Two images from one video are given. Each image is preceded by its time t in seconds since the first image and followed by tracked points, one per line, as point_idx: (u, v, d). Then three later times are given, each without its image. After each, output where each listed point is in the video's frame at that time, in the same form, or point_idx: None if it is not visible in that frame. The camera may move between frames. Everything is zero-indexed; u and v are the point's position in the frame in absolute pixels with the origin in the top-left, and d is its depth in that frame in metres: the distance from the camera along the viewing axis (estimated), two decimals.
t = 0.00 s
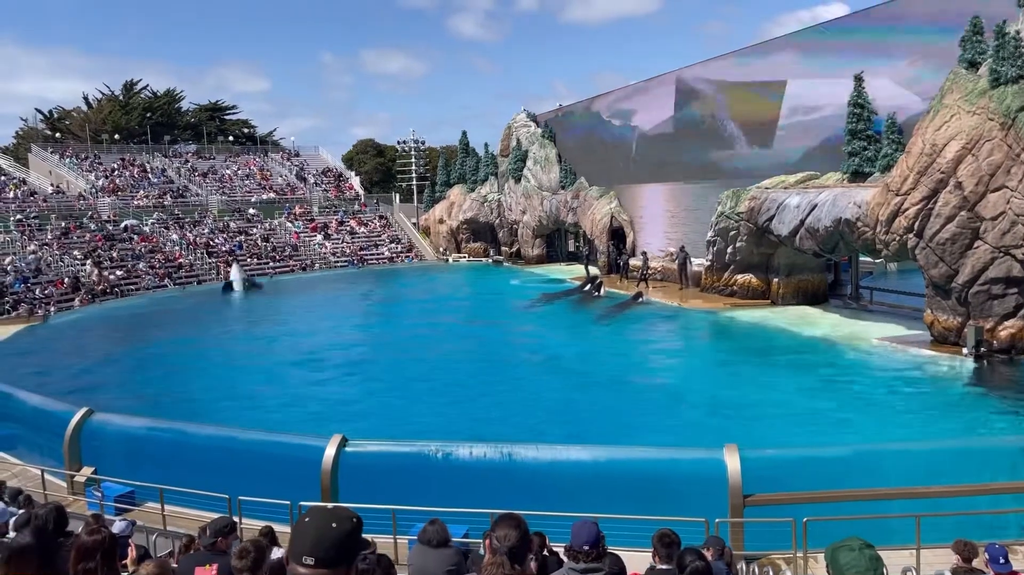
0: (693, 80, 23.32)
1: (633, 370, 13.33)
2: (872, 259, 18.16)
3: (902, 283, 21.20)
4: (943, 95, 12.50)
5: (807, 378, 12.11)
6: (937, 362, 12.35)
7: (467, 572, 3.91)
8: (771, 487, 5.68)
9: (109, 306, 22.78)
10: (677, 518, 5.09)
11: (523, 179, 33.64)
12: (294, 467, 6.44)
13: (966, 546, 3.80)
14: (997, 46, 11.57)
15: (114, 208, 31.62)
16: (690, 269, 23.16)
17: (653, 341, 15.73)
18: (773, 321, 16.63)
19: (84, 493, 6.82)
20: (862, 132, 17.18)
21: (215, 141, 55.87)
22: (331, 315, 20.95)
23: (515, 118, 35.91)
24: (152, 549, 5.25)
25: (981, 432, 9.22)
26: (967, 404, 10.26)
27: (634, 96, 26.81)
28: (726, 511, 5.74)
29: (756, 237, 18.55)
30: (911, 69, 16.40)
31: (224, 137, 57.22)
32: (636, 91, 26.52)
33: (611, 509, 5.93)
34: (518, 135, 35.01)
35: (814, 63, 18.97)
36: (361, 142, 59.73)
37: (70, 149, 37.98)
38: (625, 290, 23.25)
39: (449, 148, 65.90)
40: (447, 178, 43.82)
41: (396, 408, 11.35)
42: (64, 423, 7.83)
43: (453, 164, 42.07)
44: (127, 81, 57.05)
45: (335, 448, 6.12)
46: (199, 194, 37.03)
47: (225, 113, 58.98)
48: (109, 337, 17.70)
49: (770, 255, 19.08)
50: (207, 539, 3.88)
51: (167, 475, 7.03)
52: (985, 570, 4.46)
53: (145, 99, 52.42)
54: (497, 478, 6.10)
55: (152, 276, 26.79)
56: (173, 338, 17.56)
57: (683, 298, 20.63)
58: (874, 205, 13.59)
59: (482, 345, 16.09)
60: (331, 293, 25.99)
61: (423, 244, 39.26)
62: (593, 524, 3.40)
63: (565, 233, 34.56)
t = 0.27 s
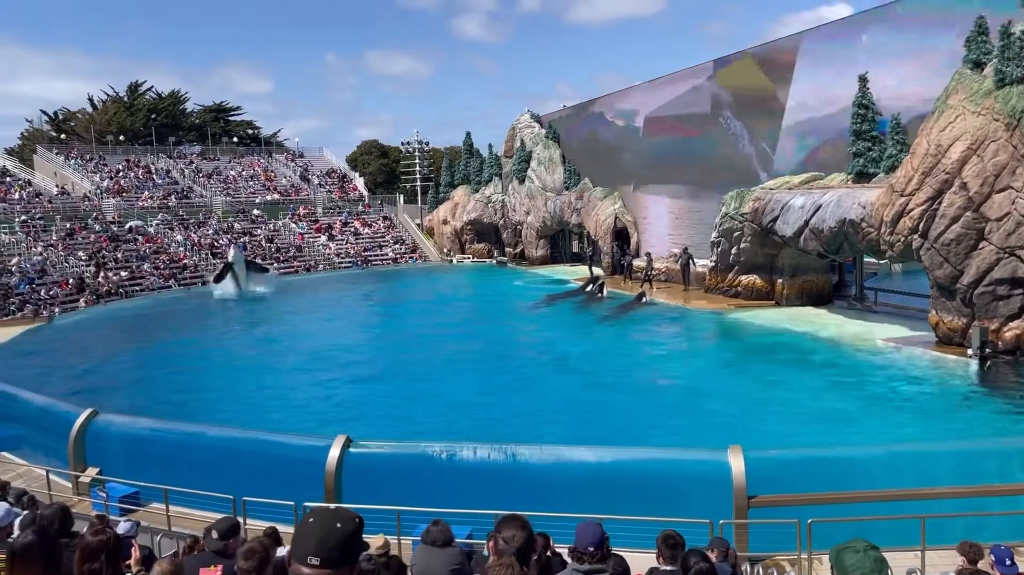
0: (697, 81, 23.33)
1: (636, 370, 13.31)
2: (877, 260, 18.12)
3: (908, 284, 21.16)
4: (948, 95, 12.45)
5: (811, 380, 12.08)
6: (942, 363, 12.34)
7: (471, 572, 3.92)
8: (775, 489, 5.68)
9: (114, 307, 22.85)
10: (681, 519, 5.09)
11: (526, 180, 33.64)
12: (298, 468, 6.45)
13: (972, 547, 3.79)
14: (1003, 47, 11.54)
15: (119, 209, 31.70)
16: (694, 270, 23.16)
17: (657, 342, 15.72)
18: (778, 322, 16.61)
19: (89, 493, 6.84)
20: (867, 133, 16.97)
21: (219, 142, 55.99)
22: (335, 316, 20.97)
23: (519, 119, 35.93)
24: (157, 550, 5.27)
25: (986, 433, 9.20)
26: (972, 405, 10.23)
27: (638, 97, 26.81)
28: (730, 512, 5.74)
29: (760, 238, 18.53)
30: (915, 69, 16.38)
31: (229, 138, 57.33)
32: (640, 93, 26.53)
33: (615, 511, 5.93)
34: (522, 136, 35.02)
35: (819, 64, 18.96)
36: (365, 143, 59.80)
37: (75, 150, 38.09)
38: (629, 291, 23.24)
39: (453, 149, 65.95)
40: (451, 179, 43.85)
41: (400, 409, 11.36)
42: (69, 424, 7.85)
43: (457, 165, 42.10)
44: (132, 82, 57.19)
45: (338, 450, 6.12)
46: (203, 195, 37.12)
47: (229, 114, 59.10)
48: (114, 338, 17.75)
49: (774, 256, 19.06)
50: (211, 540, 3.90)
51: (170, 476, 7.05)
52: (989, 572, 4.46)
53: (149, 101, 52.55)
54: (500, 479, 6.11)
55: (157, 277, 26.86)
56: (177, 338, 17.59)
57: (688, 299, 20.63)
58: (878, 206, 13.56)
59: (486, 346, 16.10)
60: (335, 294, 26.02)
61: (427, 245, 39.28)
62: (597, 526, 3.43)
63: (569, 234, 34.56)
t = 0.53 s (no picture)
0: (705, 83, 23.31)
1: (642, 371, 13.31)
2: (883, 261, 18.05)
3: (914, 285, 21.11)
4: (955, 96, 12.46)
5: (817, 381, 12.05)
6: (949, 364, 12.31)
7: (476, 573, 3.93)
8: (780, 490, 5.67)
9: (121, 307, 22.94)
10: (687, 520, 5.09)
11: (532, 181, 33.64)
12: (303, 468, 6.47)
13: (979, 549, 3.78)
14: (1009, 47, 11.51)
15: (125, 210, 31.82)
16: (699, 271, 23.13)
17: (663, 342, 15.70)
18: (784, 323, 16.59)
19: (96, 493, 6.87)
20: (873, 134, 16.80)
21: (225, 143, 56.13)
22: (341, 316, 21.01)
23: (525, 120, 35.97)
24: (163, 550, 5.29)
25: (993, 435, 9.16)
26: (978, 406, 10.20)
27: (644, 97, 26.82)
28: (735, 513, 5.73)
29: (766, 238, 18.50)
30: (921, 70, 16.35)
31: (234, 139, 57.48)
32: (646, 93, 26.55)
33: (620, 512, 5.93)
34: (528, 137, 35.06)
35: (825, 64, 18.94)
36: (371, 144, 59.91)
37: (82, 151, 38.25)
38: (634, 292, 23.23)
39: (458, 150, 66.04)
40: (456, 180, 43.89)
41: (404, 409, 11.38)
42: (75, 424, 7.89)
43: (463, 166, 42.15)
44: (139, 83, 57.41)
45: (344, 450, 6.13)
46: (210, 196, 37.21)
47: (235, 115, 59.24)
48: (120, 338, 17.81)
49: (780, 256, 19.03)
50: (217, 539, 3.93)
51: (176, 476, 7.07)
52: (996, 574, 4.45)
53: (156, 102, 52.73)
54: (506, 480, 6.11)
55: (163, 278, 26.95)
56: (183, 339, 17.64)
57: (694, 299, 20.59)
58: (885, 206, 13.54)
59: (492, 347, 16.11)
60: (341, 294, 26.06)
61: (432, 246, 39.35)
62: (603, 527, 3.44)
63: (574, 235, 34.57)
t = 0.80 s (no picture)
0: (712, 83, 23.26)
1: (649, 372, 13.30)
2: (892, 262, 17.98)
3: (923, 286, 21.02)
4: (965, 96, 12.42)
5: (825, 382, 12.00)
6: (958, 365, 12.27)
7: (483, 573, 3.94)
8: (789, 492, 5.66)
9: (129, 308, 23.03)
10: (695, 522, 5.09)
11: (539, 181, 33.64)
12: (310, 468, 6.48)
13: (988, 552, 3.76)
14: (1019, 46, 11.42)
15: (134, 210, 31.94)
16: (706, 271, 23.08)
17: (670, 343, 15.67)
18: (791, 324, 16.54)
19: (104, 493, 6.90)
20: (881, 134, 16.78)
21: (233, 144, 56.31)
22: (348, 316, 21.04)
23: (532, 120, 35.98)
24: (172, 549, 5.31)
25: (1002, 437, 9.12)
26: (988, 408, 10.15)
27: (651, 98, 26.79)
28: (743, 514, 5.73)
29: (774, 239, 18.44)
30: (930, 71, 16.27)
31: (242, 140, 57.65)
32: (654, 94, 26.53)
33: (628, 513, 5.92)
34: (535, 137, 35.06)
35: (833, 65, 18.88)
36: (378, 145, 60.00)
37: (91, 152, 38.43)
38: (642, 293, 23.19)
39: (465, 150, 66.08)
40: (463, 181, 43.92)
41: (412, 410, 11.40)
42: (84, 424, 7.92)
43: (470, 166, 42.18)
44: (147, 84, 57.64)
45: (352, 450, 6.14)
46: (218, 197, 37.33)
47: (243, 116, 59.43)
48: (129, 338, 17.89)
49: (788, 257, 18.97)
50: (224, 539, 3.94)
51: (184, 476, 7.10)
52: None
53: (164, 103, 52.93)
54: (513, 480, 6.11)
55: (171, 278, 27.04)
56: (191, 339, 17.71)
57: (701, 300, 20.54)
58: (893, 207, 13.50)
59: (498, 347, 16.11)
60: (348, 295, 26.12)
61: (439, 247, 39.39)
62: (611, 528, 3.45)
63: (581, 235, 34.54)
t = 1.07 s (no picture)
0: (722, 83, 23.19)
1: (658, 374, 13.28)
2: (903, 263, 17.90)
3: (934, 287, 20.91)
4: (976, 97, 12.29)
5: (835, 384, 11.96)
6: (970, 368, 12.20)
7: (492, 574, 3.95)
8: (799, 495, 5.63)
9: (140, 308, 23.16)
10: (704, 525, 5.07)
11: (548, 182, 33.66)
12: (320, 469, 6.50)
13: (999, 556, 3.74)
14: None
15: (145, 211, 32.12)
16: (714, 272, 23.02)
17: (680, 345, 15.64)
18: (801, 326, 16.49)
19: (115, 492, 6.94)
20: (892, 135, 16.68)
21: (244, 145, 56.59)
22: (358, 317, 21.10)
23: (541, 122, 35.98)
24: (182, 550, 5.33)
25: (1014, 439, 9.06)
26: (1000, 411, 10.08)
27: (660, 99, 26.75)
28: (753, 517, 5.71)
29: (784, 241, 18.38)
30: (941, 71, 16.18)
31: (252, 141, 57.93)
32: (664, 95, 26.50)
33: (636, 515, 5.91)
34: (543, 138, 35.06)
35: (844, 65, 18.80)
36: (387, 146, 60.16)
37: (102, 154, 38.68)
38: (651, 294, 23.17)
39: (474, 151, 66.19)
40: (472, 182, 44.00)
41: (420, 410, 11.42)
42: (96, 424, 7.97)
43: (479, 168, 42.23)
44: (158, 86, 57.98)
45: (361, 451, 6.15)
46: (228, 198, 37.49)
47: (253, 117, 59.72)
48: (140, 339, 18.00)
49: (798, 259, 18.90)
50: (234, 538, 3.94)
51: (195, 476, 7.13)
52: None
53: (175, 104, 53.21)
54: (522, 482, 6.11)
55: (181, 278, 27.17)
56: (201, 339, 17.79)
57: (710, 302, 20.49)
58: (905, 208, 13.43)
59: (508, 348, 16.13)
60: (358, 296, 26.20)
61: (448, 248, 39.47)
62: (620, 530, 3.45)
63: (590, 236, 34.53)
